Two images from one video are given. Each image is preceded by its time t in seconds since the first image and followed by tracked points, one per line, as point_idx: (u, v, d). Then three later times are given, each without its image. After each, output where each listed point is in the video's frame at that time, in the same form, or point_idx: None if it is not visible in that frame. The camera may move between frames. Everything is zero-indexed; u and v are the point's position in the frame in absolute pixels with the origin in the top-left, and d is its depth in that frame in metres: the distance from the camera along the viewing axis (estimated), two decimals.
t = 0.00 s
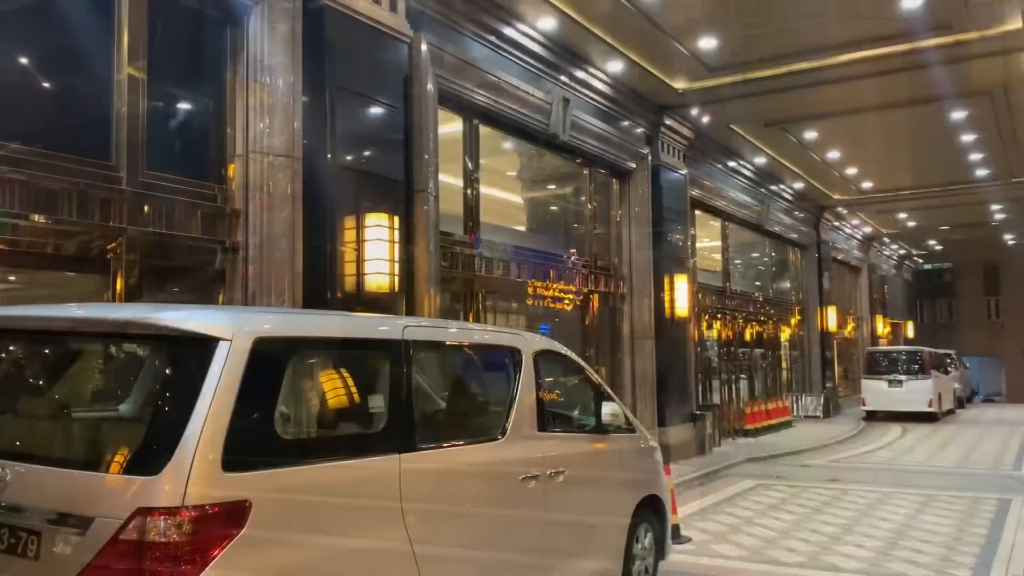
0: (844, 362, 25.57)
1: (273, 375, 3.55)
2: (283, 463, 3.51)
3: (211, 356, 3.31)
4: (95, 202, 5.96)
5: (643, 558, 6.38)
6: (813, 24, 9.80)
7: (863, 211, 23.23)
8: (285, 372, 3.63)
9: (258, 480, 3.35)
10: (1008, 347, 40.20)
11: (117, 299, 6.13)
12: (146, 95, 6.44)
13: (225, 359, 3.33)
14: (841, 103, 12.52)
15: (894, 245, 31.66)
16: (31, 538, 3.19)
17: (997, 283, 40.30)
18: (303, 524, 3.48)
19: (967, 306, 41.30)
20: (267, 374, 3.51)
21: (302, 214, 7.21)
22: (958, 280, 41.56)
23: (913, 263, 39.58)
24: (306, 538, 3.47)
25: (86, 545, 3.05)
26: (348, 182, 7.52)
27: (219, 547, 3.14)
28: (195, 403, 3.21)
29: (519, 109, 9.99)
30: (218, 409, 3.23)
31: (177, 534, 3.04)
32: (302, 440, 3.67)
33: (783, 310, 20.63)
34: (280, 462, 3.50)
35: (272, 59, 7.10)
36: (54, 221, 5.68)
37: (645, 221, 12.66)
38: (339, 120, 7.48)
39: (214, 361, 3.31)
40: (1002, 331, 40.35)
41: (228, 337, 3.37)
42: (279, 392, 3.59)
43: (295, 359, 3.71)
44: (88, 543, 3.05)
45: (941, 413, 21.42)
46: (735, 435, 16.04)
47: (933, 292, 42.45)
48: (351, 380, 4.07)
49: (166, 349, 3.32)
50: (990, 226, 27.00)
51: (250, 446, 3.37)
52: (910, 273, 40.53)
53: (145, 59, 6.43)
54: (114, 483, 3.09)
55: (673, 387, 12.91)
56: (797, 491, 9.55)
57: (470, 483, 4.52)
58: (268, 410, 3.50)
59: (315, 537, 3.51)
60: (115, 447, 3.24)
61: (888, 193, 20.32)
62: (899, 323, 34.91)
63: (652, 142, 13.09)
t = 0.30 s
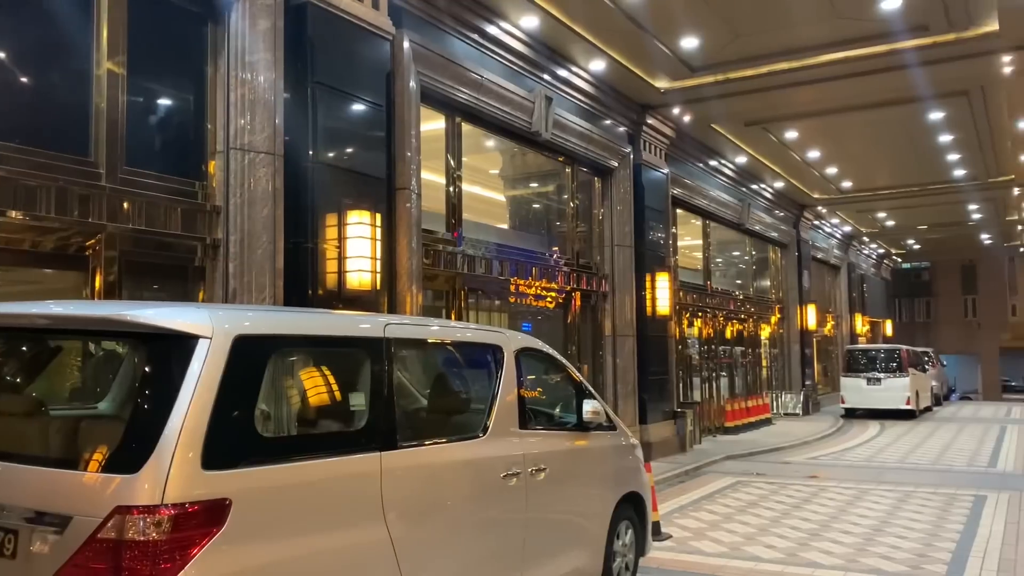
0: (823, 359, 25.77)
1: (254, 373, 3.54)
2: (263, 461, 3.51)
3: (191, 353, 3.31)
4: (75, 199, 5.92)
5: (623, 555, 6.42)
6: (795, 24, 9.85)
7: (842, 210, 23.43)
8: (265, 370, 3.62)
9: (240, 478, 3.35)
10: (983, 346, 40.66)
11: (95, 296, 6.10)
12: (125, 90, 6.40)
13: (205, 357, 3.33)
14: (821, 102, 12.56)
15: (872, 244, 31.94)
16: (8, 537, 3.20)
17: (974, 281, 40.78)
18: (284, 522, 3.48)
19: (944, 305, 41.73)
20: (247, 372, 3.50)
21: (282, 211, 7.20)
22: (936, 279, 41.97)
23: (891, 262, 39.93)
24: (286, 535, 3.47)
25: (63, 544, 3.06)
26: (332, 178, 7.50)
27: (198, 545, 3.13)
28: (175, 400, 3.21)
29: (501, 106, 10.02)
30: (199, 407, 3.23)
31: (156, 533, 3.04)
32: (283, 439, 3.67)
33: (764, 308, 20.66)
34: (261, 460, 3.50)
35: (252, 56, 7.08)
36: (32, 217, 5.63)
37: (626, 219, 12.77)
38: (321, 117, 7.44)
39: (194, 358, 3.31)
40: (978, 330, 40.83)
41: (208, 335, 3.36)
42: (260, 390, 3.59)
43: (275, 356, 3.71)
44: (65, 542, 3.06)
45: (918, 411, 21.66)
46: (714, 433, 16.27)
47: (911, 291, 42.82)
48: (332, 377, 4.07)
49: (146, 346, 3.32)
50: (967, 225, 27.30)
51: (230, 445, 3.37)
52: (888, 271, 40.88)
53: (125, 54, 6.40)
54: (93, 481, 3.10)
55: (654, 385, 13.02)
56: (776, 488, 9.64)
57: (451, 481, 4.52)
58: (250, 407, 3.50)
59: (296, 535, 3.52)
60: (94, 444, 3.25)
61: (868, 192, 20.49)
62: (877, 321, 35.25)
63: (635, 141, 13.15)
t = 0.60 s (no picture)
0: (801, 360, 25.98)
1: (232, 373, 3.53)
2: (241, 461, 3.49)
3: (168, 353, 3.30)
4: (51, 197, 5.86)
5: (603, 555, 6.44)
6: (774, 27, 9.91)
7: (820, 212, 23.64)
8: (243, 370, 3.61)
9: (217, 478, 3.34)
10: (959, 347, 41.14)
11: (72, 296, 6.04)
12: (102, 87, 6.34)
13: (182, 356, 3.32)
14: (801, 105, 12.64)
15: (850, 246, 32.23)
16: None
17: (949, 282, 41.27)
18: (261, 522, 3.47)
19: (921, 306, 42.21)
20: (223, 372, 3.48)
21: (261, 211, 7.16)
22: (912, 280, 42.43)
23: (868, 263, 40.31)
24: (263, 536, 3.46)
25: (37, 546, 3.04)
26: (314, 177, 7.49)
27: (175, 547, 3.12)
28: (152, 400, 3.19)
29: (481, 107, 10.03)
30: (176, 406, 3.22)
31: (132, 534, 3.02)
32: (261, 439, 3.66)
33: (742, 309, 20.77)
34: (239, 461, 3.50)
35: (233, 54, 7.04)
36: (7, 215, 5.57)
37: (607, 221, 12.81)
38: (301, 116, 7.41)
39: (171, 357, 3.30)
40: (953, 331, 41.33)
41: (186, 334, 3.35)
42: (238, 390, 3.58)
43: (254, 356, 3.70)
44: (39, 544, 3.04)
45: (894, 411, 21.89)
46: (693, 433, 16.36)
47: (888, 293, 43.24)
48: (311, 378, 4.06)
49: (121, 345, 3.30)
50: (943, 228, 27.61)
51: (207, 446, 3.35)
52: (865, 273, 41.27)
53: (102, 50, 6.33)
54: (68, 481, 3.09)
55: (634, 386, 13.08)
56: (755, 488, 9.71)
57: (430, 481, 4.52)
58: (228, 408, 3.49)
59: (273, 536, 3.51)
60: (69, 445, 3.23)
61: (846, 195, 20.68)
62: (854, 322, 35.58)
63: (616, 142, 13.20)
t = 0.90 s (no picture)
0: (778, 361, 26.18)
1: (207, 375, 3.52)
2: (215, 464, 3.49)
3: (142, 354, 3.29)
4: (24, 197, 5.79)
5: (580, 556, 6.46)
6: (751, 31, 9.97)
7: (796, 215, 23.85)
8: (218, 372, 3.60)
9: (190, 482, 3.32)
10: (933, 348, 41.64)
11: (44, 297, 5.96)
12: (76, 86, 6.26)
13: (156, 358, 3.30)
14: (777, 108, 12.73)
15: (825, 249, 32.53)
16: None
17: (923, 284, 41.78)
18: (235, 526, 3.46)
19: (895, 308, 42.68)
20: (198, 375, 3.47)
21: (237, 212, 7.12)
22: (887, 282, 42.88)
23: (844, 265, 40.71)
24: (238, 540, 3.45)
25: (7, 550, 3.01)
26: (291, 178, 7.46)
27: (148, 551, 3.10)
28: (126, 402, 3.18)
29: (460, 108, 10.03)
30: (150, 408, 3.20)
31: (105, 538, 3.00)
32: (236, 442, 3.65)
33: (719, 310, 20.90)
34: (213, 464, 3.49)
35: (209, 54, 6.99)
36: None
37: (586, 223, 12.85)
38: (278, 116, 7.37)
39: (145, 359, 3.28)
40: (927, 332, 41.83)
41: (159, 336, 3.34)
42: (213, 392, 3.57)
43: (230, 358, 3.70)
44: (9, 548, 3.01)
45: (870, 411, 22.13)
46: (670, 434, 16.45)
47: (863, 294, 43.65)
48: (287, 380, 4.05)
49: (94, 347, 3.28)
50: (917, 230, 27.95)
51: (181, 448, 3.34)
52: (841, 275, 41.68)
53: (76, 49, 6.25)
54: (39, 485, 3.07)
55: (613, 387, 13.13)
56: (731, 488, 9.78)
57: (406, 484, 4.51)
58: (202, 410, 3.48)
59: (248, 541, 3.49)
60: (40, 448, 3.22)
61: (822, 198, 20.87)
62: (830, 324, 35.93)
63: (594, 144, 13.24)
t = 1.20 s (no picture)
0: (754, 361, 26.38)
1: (179, 378, 3.50)
2: (188, 467, 3.47)
3: (113, 357, 3.27)
4: None
5: (558, 557, 6.46)
6: (727, 34, 10.04)
7: (772, 216, 24.04)
8: (191, 374, 3.58)
9: (161, 485, 3.30)
10: (908, 348, 42.10)
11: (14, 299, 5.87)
12: (47, 85, 6.17)
13: (127, 361, 3.28)
14: (752, 109, 12.80)
15: (801, 250, 32.78)
16: None
17: (897, 284, 42.28)
18: (208, 530, 3.43)
19: (870, 308, 43.13)
20: (169, 378, 3.45)
21: (211, 212, 7.06)
22: (862, 282, 43.33)
23: (819, 266, 41.08)
24: (211, 544, 3.42)
25: None
26: (266, 178, 7.42)
27: (119, 556, 3.08)
28: (97, 406, 3.16)
29: (437, 109, 10.00)
30: (121, 412, 3.19)
31: (75, 543, 2.98)
32: (209, 445, 3.63)
33: (696, 311, 21.01)
34: (186, 467, 3.46)
35: (183, 54, 6.93)
36: None
37: (563, 224, 12.88)
38: (252, 116, 7.32)
39: (116, 362, 3.27)
40: (901, 332, 42.31)
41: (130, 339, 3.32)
42: (185, 394, 3.55)
43: (203, 360, 3.67)
44: None
45: (845, 411, 22.36)
46: (647, 434, 16.54)
47: (838, 294, 44.06)
48: (262, 381, 4.03)
49: (64, 351, 3.26)
50: (891, 232, 28.26)
51: (152, 452, 3.32)
52: (816, 275, 42.08)
53: (46, 48, 6.16)
54: (9, 490, 3.06)
55: (590, 388, 13.16)
56: (708, 488, 9.83)
57: (382, 486, 4.50)
58: (174, 413, 3.46)
59: (221, 544, 3.47)
60: (11, 453, 3.18)
61: (798, 199, 21.04)
62: (806, 324, 36.29)
63: (572, 146, 13.27)
